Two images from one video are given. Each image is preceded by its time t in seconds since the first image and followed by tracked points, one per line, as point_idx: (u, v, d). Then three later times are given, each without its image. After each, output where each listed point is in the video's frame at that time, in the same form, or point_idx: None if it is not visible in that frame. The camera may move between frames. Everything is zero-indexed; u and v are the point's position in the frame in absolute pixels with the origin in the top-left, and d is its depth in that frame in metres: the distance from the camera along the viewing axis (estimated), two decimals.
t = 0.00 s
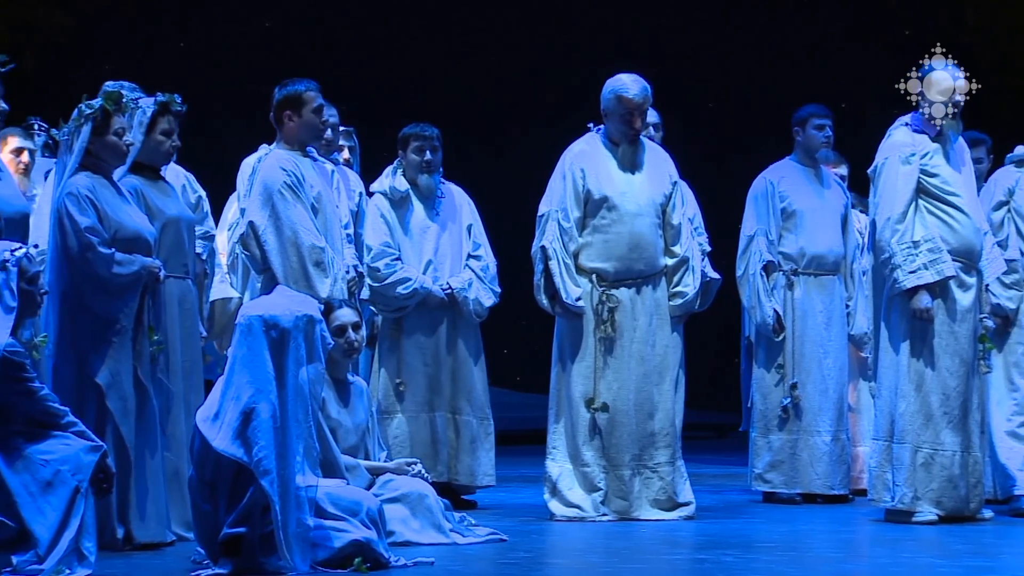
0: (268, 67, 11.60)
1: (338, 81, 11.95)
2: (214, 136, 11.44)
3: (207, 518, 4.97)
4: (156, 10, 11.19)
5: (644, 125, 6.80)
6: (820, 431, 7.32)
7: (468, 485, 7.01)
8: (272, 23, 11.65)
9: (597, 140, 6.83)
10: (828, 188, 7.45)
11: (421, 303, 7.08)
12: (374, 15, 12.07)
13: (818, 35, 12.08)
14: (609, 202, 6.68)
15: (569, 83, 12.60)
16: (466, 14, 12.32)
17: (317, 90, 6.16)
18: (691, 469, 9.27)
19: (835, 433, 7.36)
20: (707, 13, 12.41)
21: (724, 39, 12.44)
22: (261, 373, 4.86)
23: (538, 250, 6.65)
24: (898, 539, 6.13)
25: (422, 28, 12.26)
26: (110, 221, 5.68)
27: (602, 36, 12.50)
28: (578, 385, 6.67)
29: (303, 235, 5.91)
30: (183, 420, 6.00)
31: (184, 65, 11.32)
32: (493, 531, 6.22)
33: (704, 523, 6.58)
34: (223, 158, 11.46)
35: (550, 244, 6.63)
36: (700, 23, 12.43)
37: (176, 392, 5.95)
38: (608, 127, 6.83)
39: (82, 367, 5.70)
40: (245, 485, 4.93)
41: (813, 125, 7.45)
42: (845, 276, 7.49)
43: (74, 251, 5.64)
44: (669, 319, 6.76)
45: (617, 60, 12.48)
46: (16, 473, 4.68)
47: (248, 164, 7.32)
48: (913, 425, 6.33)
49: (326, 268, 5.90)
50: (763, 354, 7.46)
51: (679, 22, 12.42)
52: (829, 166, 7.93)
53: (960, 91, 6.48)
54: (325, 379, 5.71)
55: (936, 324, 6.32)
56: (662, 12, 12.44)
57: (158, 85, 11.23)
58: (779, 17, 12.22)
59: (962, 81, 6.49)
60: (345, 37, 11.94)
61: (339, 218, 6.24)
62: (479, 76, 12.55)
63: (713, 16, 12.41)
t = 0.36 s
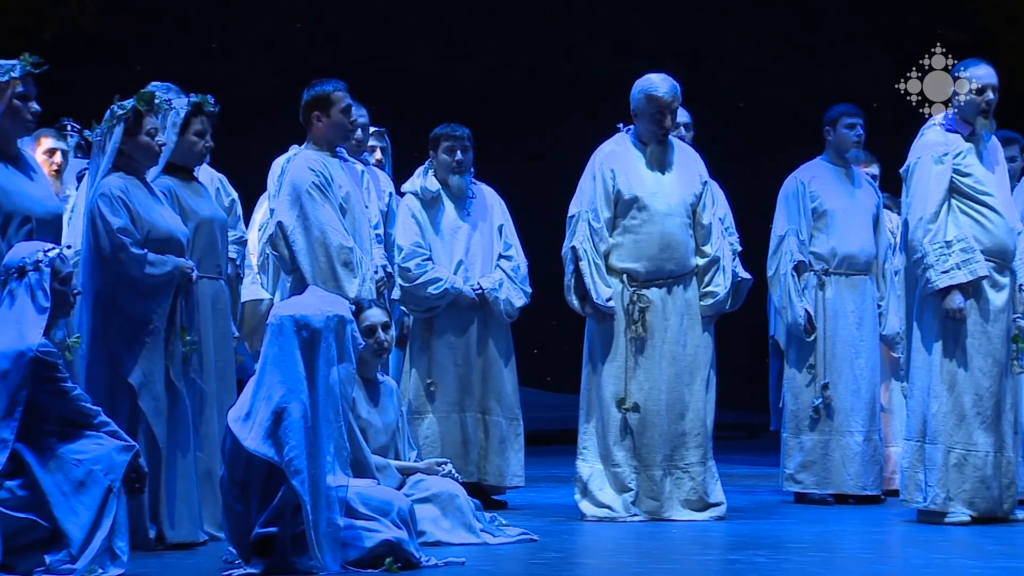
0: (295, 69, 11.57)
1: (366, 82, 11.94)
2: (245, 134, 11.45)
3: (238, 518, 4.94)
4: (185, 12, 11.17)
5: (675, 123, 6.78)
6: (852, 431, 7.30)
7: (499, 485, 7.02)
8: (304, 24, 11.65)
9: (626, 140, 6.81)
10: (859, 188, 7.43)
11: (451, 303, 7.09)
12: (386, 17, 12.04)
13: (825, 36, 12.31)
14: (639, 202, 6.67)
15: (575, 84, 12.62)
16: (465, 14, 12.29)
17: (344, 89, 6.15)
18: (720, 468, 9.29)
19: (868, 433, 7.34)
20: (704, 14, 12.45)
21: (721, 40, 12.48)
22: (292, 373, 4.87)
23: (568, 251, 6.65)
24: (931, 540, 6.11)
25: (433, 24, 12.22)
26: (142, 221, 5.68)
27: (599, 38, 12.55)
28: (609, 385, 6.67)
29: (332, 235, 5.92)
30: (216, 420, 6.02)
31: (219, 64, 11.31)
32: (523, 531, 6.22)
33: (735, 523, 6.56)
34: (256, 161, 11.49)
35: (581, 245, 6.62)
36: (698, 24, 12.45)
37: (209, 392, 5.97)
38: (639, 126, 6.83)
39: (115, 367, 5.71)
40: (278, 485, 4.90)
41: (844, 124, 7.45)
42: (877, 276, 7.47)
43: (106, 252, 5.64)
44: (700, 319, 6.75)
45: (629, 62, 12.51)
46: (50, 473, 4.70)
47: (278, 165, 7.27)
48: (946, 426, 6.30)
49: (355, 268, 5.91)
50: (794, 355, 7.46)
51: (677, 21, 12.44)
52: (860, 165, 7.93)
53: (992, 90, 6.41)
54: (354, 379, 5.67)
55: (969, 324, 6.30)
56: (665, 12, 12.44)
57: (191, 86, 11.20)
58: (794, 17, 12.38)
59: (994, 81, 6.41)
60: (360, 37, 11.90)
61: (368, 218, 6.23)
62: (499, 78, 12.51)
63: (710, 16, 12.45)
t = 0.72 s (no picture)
0: (324, 68, 11.54)
1: (392, 82, 11.97)
2: (273, 136, 11.43)
3: (268, 518, 4.97)
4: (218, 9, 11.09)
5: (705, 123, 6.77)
6: (882, 432, 7.29)
7: (527, 485, 7.02)
8: (333, 25, 11.63)
9: (655, 140, 6.81)
10: (890, 188, 7.43)
11: (481, 303, 7.09)
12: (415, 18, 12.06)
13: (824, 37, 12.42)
14: (668, 202, 6.67)
15: (591, 84, 12.61)
16: (485, 16, 12.32)
17: (371, 90, 6.15)
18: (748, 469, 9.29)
19: (897, 434, 7.32)
20: (717, 18, 12.46)
21: (739, 40, 12.50)
22: (322, 373, 4.87)
23: (597, 251, 6.64)
24: (962, 540, 6.09)
25: (461, 27, 12.25)
26: (175, 221, 5.71)
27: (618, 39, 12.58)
28: (638, 385, 6.67)
29: (360, 235, 5.93)
30: (247, 420, 6.04)
31: (249, 65, 11.24)
32: (552, 531, 6.22)
33: (764, 523, 6.55)
34: (284, 159, 11.42)
35: (609, 245, 6.62)
36: (703, 27, 12.46)
37: (240, 393, 5.99)
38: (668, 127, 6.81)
39: (148, 367, 5.73)
40: (307, 485, 4.92)
41: (874, 123, 7.43)
42: (907, 276, 7.46)
43: (139, 252, 5.66)
44: (729, 319, 6.74)
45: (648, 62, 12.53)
46: (81, 473, 4.70)
47: (307, 165, 7.27)
48: (977, 426, 6.29)
49: (382, 268, 5.92)
50: (824, 355, 7.46)
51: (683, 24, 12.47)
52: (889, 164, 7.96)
53: None
54: (384, 379, 5.68)
55: (1002, 324, 6.27)
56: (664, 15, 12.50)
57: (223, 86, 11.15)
58: (814, 16, 12.42)
59: None
60: (387, 37, 11.90)
61: (396, 218, 6.23)
62: (521, 77, 12.53)
63: (724, 19, 12.47)
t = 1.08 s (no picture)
0: (350, 68, 11.54)
1: (419, 82, 11.98)
2: (299, 136, 11.42)
3: (296, 518, 4.97)
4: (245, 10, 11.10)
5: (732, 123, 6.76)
6: (910, 432, 7.27)
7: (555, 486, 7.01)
8: (361, 25, 11.64)
9: (682, 140, 6.80)
10: (919, 187, 7.41)
11: (508, 303, 7.09)
12: (441, 18, 12.04)
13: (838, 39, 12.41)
14: (696, 202, 6.66)
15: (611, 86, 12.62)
16: (513, 16, 12.34)
17: (399, 90, 6.17)
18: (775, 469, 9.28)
19: (926, 434, 7.29)
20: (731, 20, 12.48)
21: (766, 40, 12.47)
22: (349, 372, 4.88)
23: (624, 251, 6.64)
24: (991, 541, 6.07)
25: (486, 27, 12.24)
26: (203, 222, 5.72)
27: (645, 40, 12.57)
28: (665, 385, 6.66)
29: (386, 236, 5.92)
30: (275, 421, 6.05)
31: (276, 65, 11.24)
32: (580, 531, 6.20)
33: (793, 523, 6.54)
34: (313, 158, 11.44)
35: (636, 245, 6.62)
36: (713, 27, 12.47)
37: (268, 393, 6.00)
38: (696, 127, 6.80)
39: (176, 367, 5.75)
40: (335, 484, 4.93)
41: (904, 123, 7.40)
42: (936, 276, 7.43)
43: (168, 252, 5.68)
44: (757, 319, 6.72)
45: (667, 62, 12.54)
46: (110, 472, 4.71)
47: (334, 165, 7.31)
48: (1006, 426, 6.27)
49: (409, 269, 5.90)
50: (852, 355, 7.44)
51: (695, 26, 12.49)
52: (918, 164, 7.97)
53: None
54: (410, 379, 5.67)
55: None
56: (671, 15, 12.53)
57: (252, 86, 11.16)
58: (836, 17, 12.39)
59: None
60: (410, 38, 11.90)
61: (423, 219, 6.23)
62: (548, 78, 12.53)
63: (738, 21, 12.49)
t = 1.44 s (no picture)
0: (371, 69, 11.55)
1: (443, 82, 12.00)
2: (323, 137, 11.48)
3: (322, 517, 4.97)
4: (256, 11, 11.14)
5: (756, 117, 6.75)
6: (939, 432, 7.25)
7: (582, 486, 7.01)
8: (387, 25, 11.72)
9: (709, 139, 6.80)
10: (947, 187, 7.39)
11: (536, 303, 7.11)
12: (465, 19, 12.07)
13: (838, 39, 12.40)
14: (722, 202, 6.64)
15: (617, 86, 12.61)
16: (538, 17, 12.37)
17: (428, 90, 6.17)
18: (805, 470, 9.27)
19: (954, 434, 7.28)
20: (731, 21, 12.49)
21: (790, 38, 12.44)
22: (376, 372, 4.88)
23: (651, 251, 6.65)
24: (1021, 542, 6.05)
25: (510, 27, 12.28)
26: (231, 222, 5.73)
27: (668, 40, 12.56)
28: (692, 385, 6.65)
29: (414, 236, 5.92)
30: (301, 421, 6.05)
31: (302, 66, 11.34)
32: (607, 532, 6.20)
33: (821, 523, 6.52)
34: (337, 158, 11.46)
35: (663, 245, 6.63)
36: (714, 27, 12.50)
37: (293, 393, 6.01)
38: (723, 125, 6.79)
39: (204, 367, 5.76)
40: (362, 483, 4.93)
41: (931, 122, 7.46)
42: (964, 275, 7.41)
43: (195, 252, 5.69)
44: (784, 318, 6.71)
45: (678, 61, 12.54)
46: (138, 472, 4.73)
47: (361, 164, 7.36)
48: None
49: (437, 269, 5.91)
50: (879, 355, 7.42)
51: (703, 27, 12.50)
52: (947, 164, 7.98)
53: None
54: (438, 379, 5.65)
55: None
56: (696, 15, 12.52)
57: (277, 87, 11.24)
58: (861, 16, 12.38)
59: None
60: (432, 39, 11.92)
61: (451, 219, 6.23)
62: (571, 78, 12.55)
63: (738, 22, 12.49)
